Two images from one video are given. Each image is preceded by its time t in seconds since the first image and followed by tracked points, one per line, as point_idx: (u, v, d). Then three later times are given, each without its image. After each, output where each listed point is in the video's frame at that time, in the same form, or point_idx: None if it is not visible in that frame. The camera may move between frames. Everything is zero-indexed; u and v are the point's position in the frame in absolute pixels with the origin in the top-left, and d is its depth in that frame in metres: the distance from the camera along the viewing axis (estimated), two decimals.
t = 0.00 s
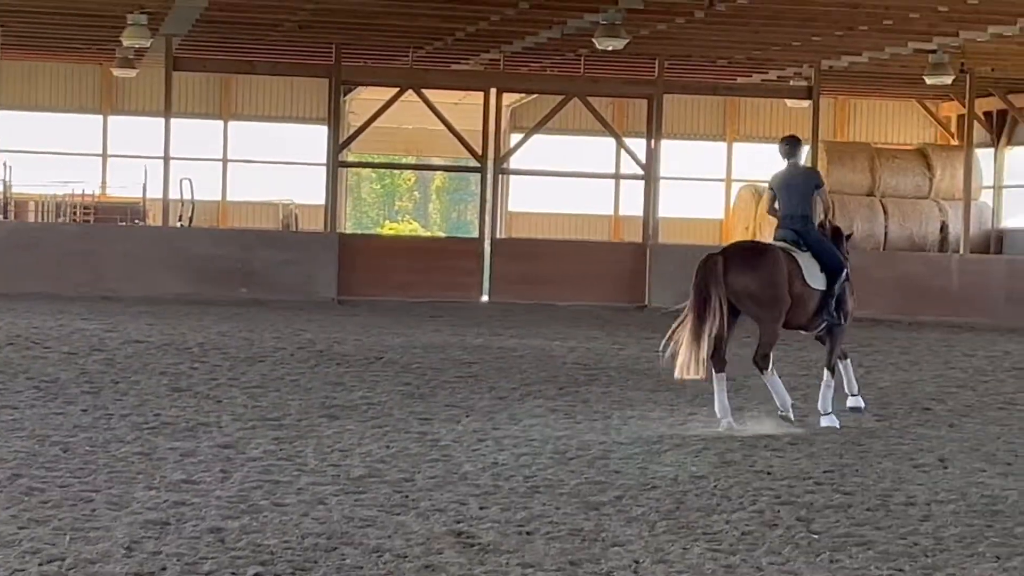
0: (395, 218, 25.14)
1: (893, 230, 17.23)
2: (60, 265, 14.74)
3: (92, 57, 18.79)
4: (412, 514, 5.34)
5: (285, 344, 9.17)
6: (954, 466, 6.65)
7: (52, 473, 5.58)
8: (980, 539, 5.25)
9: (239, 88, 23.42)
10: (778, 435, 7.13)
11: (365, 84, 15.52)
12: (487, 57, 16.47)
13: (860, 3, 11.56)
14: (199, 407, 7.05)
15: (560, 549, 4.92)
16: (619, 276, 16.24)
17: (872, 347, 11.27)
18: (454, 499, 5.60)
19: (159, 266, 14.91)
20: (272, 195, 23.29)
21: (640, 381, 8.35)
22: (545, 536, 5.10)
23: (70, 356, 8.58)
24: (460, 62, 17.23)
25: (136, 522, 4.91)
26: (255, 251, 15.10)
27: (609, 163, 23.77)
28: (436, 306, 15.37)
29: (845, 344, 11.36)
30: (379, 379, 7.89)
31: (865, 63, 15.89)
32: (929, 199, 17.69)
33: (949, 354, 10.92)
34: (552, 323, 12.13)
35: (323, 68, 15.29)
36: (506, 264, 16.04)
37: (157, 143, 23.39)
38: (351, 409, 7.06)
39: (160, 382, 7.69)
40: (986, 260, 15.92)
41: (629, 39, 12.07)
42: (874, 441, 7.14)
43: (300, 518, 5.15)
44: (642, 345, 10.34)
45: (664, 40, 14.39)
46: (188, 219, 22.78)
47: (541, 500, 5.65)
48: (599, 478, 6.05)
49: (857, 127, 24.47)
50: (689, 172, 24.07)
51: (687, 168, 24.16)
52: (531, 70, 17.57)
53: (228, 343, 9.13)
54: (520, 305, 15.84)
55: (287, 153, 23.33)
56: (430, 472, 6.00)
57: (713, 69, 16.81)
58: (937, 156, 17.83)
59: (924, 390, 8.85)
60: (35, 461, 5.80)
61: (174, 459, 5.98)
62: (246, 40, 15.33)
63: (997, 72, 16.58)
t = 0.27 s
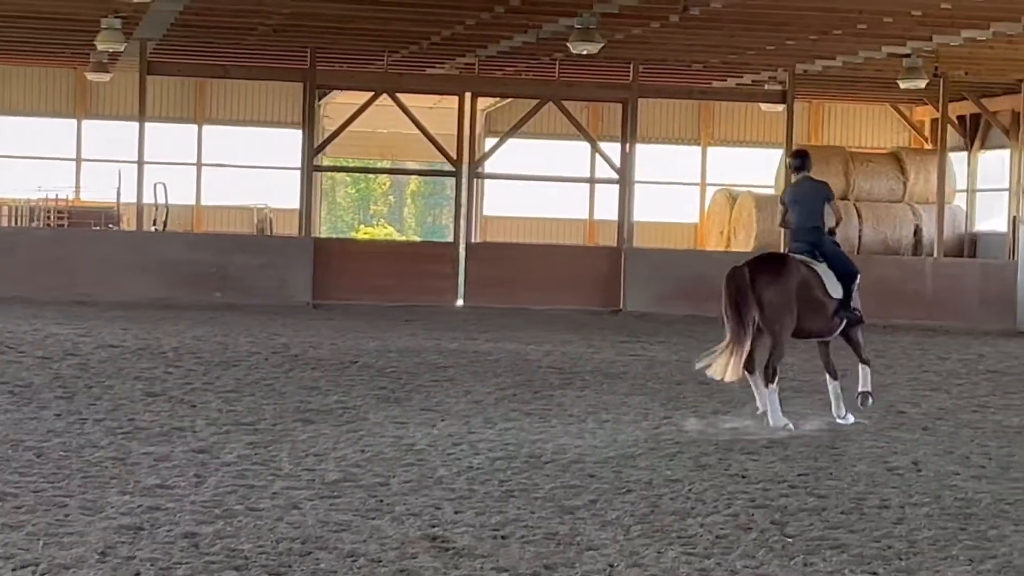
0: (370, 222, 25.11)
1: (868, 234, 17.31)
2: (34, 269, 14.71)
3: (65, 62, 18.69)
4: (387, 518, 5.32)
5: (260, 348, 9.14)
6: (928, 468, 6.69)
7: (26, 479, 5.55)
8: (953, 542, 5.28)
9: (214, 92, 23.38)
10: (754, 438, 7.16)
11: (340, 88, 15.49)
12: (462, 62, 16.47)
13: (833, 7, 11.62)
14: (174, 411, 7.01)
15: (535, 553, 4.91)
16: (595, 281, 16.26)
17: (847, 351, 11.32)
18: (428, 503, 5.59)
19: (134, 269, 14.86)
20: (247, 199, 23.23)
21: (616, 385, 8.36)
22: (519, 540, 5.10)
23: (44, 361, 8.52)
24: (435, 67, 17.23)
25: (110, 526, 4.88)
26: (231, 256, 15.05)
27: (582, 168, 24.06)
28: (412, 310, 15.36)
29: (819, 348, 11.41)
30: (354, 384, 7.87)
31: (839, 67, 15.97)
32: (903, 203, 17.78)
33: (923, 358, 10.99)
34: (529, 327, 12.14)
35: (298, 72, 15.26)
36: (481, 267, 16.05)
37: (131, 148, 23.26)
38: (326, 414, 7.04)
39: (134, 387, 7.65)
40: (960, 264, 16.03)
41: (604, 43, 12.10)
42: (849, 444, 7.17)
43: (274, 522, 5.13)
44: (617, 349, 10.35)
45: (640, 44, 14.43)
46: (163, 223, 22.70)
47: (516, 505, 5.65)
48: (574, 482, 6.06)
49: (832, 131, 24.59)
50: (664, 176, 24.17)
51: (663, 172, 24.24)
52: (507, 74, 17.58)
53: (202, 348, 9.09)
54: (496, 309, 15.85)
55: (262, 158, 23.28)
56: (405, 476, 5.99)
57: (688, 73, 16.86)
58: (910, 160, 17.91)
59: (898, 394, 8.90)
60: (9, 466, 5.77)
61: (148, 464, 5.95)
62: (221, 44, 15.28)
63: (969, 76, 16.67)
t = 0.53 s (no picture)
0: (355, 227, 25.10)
1: (853, 238, 17.35)
2: (19, 275, 14.66)
3: (48, 67, 18.64)
4: (371, 523, 5.32)
5: (244, 353, 9.12)
6: (912, 472, 6.72)
7: (10, 484, 5.52)
8: (937, 546, 5.29)
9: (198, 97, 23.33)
10: (738, 442, 7.17)
11: (324, 93, 15.47)
12: (447, 67, 16.47)
13: (817, 12, 11.66)
14: (158, 416, 6.99)
15: (519, 558, 4.91)
16: (580, 285, 16.28)
17: (831, 355, 11.35)
18: (413, 508, 5.59)
19: (119, 274, 14.82)
20: (232, 205, 23.20)
21: (601, 389, 8.37)
22: (504, 545, 5.10)
23: (28, 366, 8.49)
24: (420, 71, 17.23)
25: (94, 532, 4.87)
26: (216, 261, 15.01)
27: (566, 172, 24.01)
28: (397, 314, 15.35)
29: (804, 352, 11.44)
30: (338, 388, 7.86)
31: (824, 72, 16.02)
32: (887, 207, 17.85)
33: (907, 361, 11.03)
34: (514, 331, 12.15)
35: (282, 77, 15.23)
36: (466, 271, 16.07)
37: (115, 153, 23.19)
38: (311, 419, 7.03)
39: (119, 392, 7.62)
40: (945, 268, 16.08)
41: (589, 48, 12.13)
42: (833, 447, 7.20)
43: (258, 527, 5.12)
44: (602, 353, 10.36)
45: (624, 49, 14.46)
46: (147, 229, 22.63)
47: (501, 509, 5.64)
48: (558, 487, 6.06)
49: (816, 135, 24.69)
50: (648, 181, 24.24)
51: (648, 176, 24.29)
52: (492, 79, 17.59)
53: (187, 353, 9.07)
54: (481, 314, 15.85)
55: (246, 163, 23.25)
56: (390, 481, 5.98)
57: (672, 78, 16.90)
58: (895, 165, 17.98)
59: (882, 398, 8.93)
60: None
61: (132, 469, 5.93)
62: (204, 49, 15.25)
63: (952, 81, 16.76)
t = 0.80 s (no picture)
0: (349, 232, 25.06)
1: (846, 244, 17.39)
2: (12, 281, 14.63)
3: (42, 73, 18.64)
4: (365, 529, 5.31)
5: (238, 359, 9.12)
6: (906, 477, 6.72)
7: (3, 491, 5.51)
8: (930, 551, 5.30)
9: (191, 102, 23.33)
10: (732, 447, 7.17)
11: (318, 99, 15.47)
12: (440, 72, 16.48)
13: (810, 18, 11.69)
14: (151, 423, 6.98)
15: (513, 564, 4.90)
16: (573, 291, 16.28)
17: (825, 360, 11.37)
18: (407, 514, 5.58)
19: (112, 280, 14.80)
20: (226, 210, 23.17)
21: (595, 395, 8.37)
22: (498, 551, 5.09)
23: (21, 372, 8.47)
24: (414, 77, 17.23)
25: (87, 538, 4.86)
26: (209, 267, 14.99)
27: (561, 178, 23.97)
28: (390, 320, 15.34)
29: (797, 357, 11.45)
30: (332, 394, 7.85)
31: (817, 77, 16.05)
32: (880, 213, 17.89)
33: (901, 367, 11.04)
34: (508, 337, 12.14)
35: (275, 83, 15.23)
36: (460, 278, 16.04)
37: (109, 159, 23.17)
38: (304, 425, 7.02)
39: (112, 398, 7.61)
40: (937, 274, 16.12)
41: (583, 54, 12.14)
42: (826, 453, 7.20)
43: (252, 533, 5.11)
44: (596, 358, 10.36)
45: (618, 55, 14.48)
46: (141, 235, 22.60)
47: (495, 515, 5.64)
48: (552, 493, 6.05)
49: (809, 140, 24.71)
50: (642, 186, 24.20)
51: (642, 182, 24.31)
52: (485, 84, 17.60)
53: (180, 359, 9.06)
54: (475, 319, 15.85)
55: (239, 168, 23.21)
56: (384, 487, 5.98)
57: (665, 83, 16.92)
58: (888, 170, 18.02)
59: (876, 403, 8.94)
60: None
61: (126, 475, 5.92)
62: (198, 55, 15.25)
63: (944, 86, 16.80)
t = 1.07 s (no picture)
0: (350, 238, 25.01)
1: (847, 248, 17.42)
2: (12, 286, 14.62)
3: (43, 78, 18.64)
4: (367, 534, 5.31)
5: (239, 364, 9.12)
6: (907, 482, 6.72)
7: (5, 496, 5.51)
8: (931, 555, 5.30)
9: (193, 108, 23.34)
10: (734, 452, 7.17)
11: (319, 104, 15.48)
12: (442, 77, 16.50)
13: (811, 23, 11.70)
14: (153, 428, 6.98)
15: (515, 569, 4.90)
16: (574, 296, 16.28)
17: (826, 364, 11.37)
18: (409, 519, 5.58)
19: (113, 286, 14.80)
20: (226, 215, 23.14)
21: (596, 400, 8.36)
22: (499, 556, 5.08)
23: (23, 377, 8.47)
24: (415, 82, 17.24)
25: (89, 544, 4.85)
26: (210, 272, 14.98)
27: (562, 183, 24.04)
28: (392, 325, 15.34)
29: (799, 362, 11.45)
30: (334, 400, 7.85)
31: (818, 82, 16.06)
32: (881, 217, 17.88)
33: (903, 372, 11.03)
34: (510, 343, 12.14)
35: (277, 88, 15.24)
36: (461, 282, 16.05)
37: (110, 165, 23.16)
38: (306, 430, 7.02)
39: (113, 404, 7.61)
40: (938, 278, 16.12)
41: (584, 59, 12.16)
42: (827, 458, 7.20)
43: (254, 539, 5.11)
44: (598, 363, 10.36)
45: (619, 60, 14.49)
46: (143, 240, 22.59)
47: (497, 520, 5.63)
48: (554, 498, 6.05)
49: (811, 146, 24.70)
50: (643, 191, 24.16)
51: (644, 187, 24.30)
52: (487, 89, 17.61)
53: (182, 364, 9.06)
54: (476, 324, 15.85)
55: (240, 174, 23.21)
56: (386, 492, 5.97)
57: (666, 89, 16.94)
58: (890, 174, 18.00)
59: (877, 408, 8.93)
60: None
61: (128, 481, 5.91)
62: (199, 60, 15.26)
63: (944, 91, 16.80)
